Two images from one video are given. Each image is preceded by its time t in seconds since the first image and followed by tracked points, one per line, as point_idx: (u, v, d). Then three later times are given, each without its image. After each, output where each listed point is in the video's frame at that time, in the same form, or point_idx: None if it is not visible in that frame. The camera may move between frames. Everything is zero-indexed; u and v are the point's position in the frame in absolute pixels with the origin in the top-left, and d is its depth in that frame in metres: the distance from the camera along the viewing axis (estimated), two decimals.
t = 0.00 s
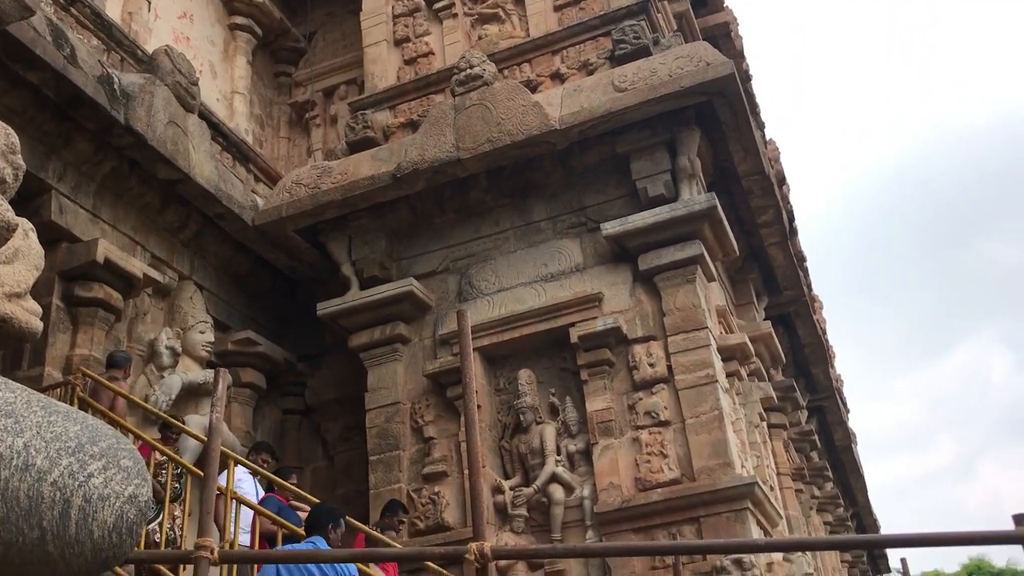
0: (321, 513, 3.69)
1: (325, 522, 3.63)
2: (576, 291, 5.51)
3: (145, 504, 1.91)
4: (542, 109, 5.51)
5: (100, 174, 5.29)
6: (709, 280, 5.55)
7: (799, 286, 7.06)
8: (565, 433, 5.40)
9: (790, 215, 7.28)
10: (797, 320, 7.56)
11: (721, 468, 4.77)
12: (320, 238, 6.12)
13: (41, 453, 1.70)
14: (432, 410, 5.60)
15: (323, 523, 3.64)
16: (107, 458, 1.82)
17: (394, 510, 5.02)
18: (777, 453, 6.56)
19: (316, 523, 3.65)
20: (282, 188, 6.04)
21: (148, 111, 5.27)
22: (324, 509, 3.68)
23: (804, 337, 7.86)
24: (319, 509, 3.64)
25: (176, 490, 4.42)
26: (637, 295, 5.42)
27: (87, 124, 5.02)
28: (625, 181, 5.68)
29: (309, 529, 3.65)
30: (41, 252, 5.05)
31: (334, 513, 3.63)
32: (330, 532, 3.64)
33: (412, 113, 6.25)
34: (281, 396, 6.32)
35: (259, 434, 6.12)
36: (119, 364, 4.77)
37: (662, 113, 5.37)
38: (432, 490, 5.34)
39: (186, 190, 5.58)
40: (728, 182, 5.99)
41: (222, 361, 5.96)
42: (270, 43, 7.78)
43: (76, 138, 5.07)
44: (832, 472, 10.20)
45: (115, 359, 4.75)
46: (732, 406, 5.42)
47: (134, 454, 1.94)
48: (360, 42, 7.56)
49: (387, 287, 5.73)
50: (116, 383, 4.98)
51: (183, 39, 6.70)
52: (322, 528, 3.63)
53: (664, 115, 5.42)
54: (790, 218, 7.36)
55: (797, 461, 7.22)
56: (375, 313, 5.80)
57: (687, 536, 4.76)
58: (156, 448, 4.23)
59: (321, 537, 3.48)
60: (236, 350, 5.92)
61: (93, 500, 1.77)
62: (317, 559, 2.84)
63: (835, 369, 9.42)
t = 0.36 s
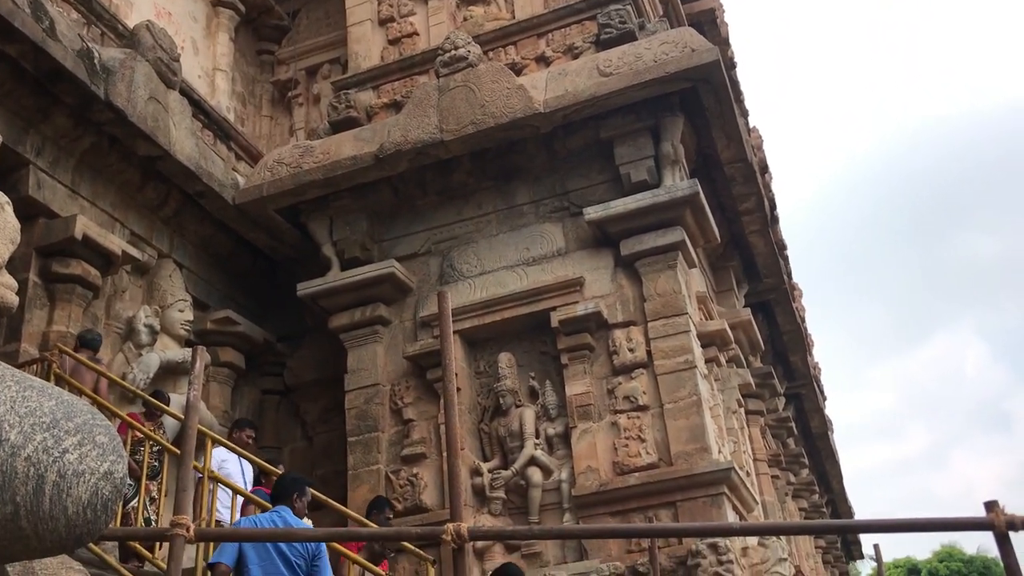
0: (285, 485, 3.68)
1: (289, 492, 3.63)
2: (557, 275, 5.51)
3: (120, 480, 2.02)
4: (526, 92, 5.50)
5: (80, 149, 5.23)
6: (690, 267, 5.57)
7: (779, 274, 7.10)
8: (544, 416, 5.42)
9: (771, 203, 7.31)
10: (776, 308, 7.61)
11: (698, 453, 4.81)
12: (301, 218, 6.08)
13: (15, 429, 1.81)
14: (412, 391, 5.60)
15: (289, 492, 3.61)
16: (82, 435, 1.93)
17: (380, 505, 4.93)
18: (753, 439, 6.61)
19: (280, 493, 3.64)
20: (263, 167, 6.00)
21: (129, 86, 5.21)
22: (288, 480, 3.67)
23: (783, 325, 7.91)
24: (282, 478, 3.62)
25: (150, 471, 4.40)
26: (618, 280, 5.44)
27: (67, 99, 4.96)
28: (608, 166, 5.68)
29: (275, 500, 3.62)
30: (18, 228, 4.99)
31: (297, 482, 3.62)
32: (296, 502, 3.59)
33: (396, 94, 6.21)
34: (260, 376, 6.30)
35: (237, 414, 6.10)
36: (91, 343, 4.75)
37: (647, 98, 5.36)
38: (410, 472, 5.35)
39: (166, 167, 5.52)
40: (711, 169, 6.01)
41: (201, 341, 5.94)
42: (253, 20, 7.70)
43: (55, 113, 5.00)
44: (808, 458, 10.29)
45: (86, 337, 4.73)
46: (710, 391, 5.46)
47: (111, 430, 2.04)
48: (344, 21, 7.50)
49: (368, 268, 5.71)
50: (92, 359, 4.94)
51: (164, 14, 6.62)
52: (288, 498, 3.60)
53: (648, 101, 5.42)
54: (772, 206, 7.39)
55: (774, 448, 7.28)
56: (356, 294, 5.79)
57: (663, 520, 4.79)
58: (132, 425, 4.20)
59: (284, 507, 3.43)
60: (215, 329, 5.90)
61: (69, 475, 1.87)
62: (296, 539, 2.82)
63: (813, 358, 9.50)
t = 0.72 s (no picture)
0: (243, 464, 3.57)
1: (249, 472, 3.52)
2: (542, 260, 5.51)
3: (101, 458, 2.01)
4: (513, 77, 5.48)
5: (62, 127, 5.17)
6: (674, 254, 5.58)
7: (762, 262, 7.13)
8: (527, 401, 5.43)
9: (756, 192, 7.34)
10: (759, 296, 7.65)
11: (679, 439, 4.84)
12: (285, 200, 6.06)
13: None
14: (395, 375, 5.60)
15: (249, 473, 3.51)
16: (61, 413, 1.91)
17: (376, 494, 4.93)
18: (734, 427, 6.65)
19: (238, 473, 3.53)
20: (247, 147, 5.96)
21: (112, 64, 5.15)
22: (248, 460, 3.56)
23: (765, 313, 7.95)
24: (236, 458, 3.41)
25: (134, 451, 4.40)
26: (602, 267, 5.45)
27: (49, 76, 4.90)
28: (594, 153, 5.68)
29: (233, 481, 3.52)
30: None
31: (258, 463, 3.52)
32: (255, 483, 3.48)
33: (382, 76, 6.19)
34: (242, 357, 6.29)
35: (219, 395, 6.08)
36: (54, 325, 4.64)
37: (633, 85, 5.36)
38: (392, 456, 5.35)
39: (149, 146, 5.48)
40: (697, 157, 6.02)
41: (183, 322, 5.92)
42: None
43: (37, 90, 4.94)
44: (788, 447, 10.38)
45: (47, 320, 4.63)
46: (692, 378, 5.49)
47: (91, 409, 2.03)
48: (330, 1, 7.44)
49: (353, 251, 5.70)
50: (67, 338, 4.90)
51: None
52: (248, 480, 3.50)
53: (635, 87, 5.42)
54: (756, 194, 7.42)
55: (754, 435, 7.34)
56: (340, 277, 5.77)
57: (643, 505, 4.83)
58: (111, 405, 4.18)
59: (243, 489, 3.30)
60: (197, 310, 5.88)
61: (47, 453, 1.86)
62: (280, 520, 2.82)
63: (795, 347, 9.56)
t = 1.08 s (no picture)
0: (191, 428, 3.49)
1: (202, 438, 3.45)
2: (529, 245, 5.52)
3: (84, 438, 2.02)
4: (503, 60, 5.47)
5: (47, 105, 5.12)
6: (661, 240, 5.60)
7: (748, 249, 7.16)
8: (513, 385, 5.45)
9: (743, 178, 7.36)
10: (745, 283, 7.68)
11: (664, 424, 4.86)
12: (272, 181, 6.03)
13: None
14: (381, 358, 5.61)
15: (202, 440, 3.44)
16: (46, 391, 1.91)
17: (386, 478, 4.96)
18: (719, 412, 6.69)
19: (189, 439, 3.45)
20: (234, 129, 5.92)
21: (98, 43, 5.10)
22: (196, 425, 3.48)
23: (751, 300, 7.99)
24: (189, 424, 3.32)
25: (123, 436, 4.39)
26: (590, 252, 5.45)
27: (34, 54, 4.84)
28: (583, 137, 5.68)
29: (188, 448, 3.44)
30: None
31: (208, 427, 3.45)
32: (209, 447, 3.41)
33: (371, 59, 6.16)
34: (228, 339, 6.27)
35: (205, 377, 6.07)
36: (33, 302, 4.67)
37: (623, 69, 5.36)
38: (378, 439, 5.36)
39: (135, 126, 5.44)
40: (685, 143, 6.03)
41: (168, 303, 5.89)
42: None
43: (21, 67, 4.88)
44: (771, 432, 10.46)
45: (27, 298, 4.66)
46: (678, 364, 5.51)
47: (75, 388, 2.03)
48: None
49: (340, 234, 5.68)
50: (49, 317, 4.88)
51: None
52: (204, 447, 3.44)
53: (625, 72, 5.41)
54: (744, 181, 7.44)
55: (738, 421, 7.39)
56: (326, 259, 5.76)
57: (629, 489, 4.84)
58: (96, 385, 4.17)
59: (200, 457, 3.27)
60: (183, 291, 5.85)
61: (32, 432, 1.86)
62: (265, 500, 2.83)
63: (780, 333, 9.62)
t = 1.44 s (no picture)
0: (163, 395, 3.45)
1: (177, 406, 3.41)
2: (521, 230, 5.51)
3: (73, 418, 2.02)
4: (496, 43, 5.45)
5: (36, 85, 5.08)
6: (653, 226, 5.60)
7: (740, 235, 7.17)
8: (504, 370, 5.46)
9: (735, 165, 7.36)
10: (736, 270, 7.70)
11: (654, 409, 4.88)
12: (262, 164, 6.01)
13: None
14: (372, 342, 5.60)
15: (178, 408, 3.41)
16: (36, 371, 1.90)
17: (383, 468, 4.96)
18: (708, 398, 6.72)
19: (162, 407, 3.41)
20: (225, 110, 5.89)
21: (88, 22, 5.05)
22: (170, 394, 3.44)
23: (741, 287, 8.01)
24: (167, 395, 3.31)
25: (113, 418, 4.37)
26: (581, 237, 5.45)
27: (23, 33, 4.79)
28: (575, 122, 5.67)
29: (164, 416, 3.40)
30: None
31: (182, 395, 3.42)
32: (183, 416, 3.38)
33: (363, 41, 6.12)
34: (218, 322, 6.26)
35: (195, 360, 6.06)
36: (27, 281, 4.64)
37: (616, 54, 5.34)
38: (369, 422, 5.36)
39: (125, 107, 5.40)
40: (677, 128, 6.02)
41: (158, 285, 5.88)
42: None
43: (10, 46, 4.83)
44: (761, 419, 10.51)
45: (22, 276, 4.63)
46: (668, 350, 5.53)
47: (66, 368, 2.02)
48: None
49: (331, 217, 5.66)
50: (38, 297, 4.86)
51: None
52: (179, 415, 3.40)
53: (618, 57, 5.39)
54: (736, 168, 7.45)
55: (727, 407, 7.43)
56: (317, 243, 5.75)
57: (618, 473, 4.87)
58: (86, 367, 4.15)
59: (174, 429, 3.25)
60: (173, 274, 5.83)
61: (21, 411, 1.85)
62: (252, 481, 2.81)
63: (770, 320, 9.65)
